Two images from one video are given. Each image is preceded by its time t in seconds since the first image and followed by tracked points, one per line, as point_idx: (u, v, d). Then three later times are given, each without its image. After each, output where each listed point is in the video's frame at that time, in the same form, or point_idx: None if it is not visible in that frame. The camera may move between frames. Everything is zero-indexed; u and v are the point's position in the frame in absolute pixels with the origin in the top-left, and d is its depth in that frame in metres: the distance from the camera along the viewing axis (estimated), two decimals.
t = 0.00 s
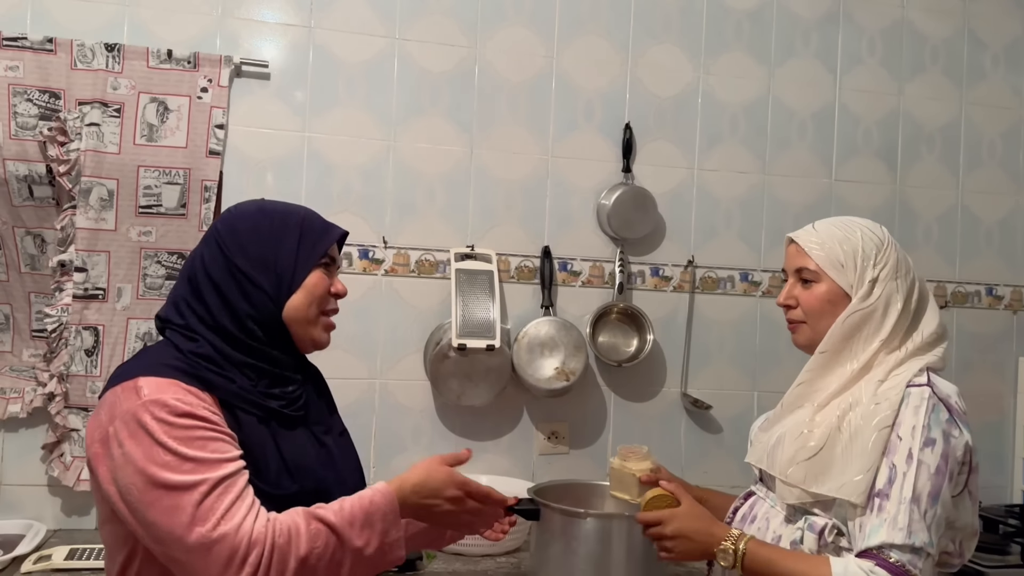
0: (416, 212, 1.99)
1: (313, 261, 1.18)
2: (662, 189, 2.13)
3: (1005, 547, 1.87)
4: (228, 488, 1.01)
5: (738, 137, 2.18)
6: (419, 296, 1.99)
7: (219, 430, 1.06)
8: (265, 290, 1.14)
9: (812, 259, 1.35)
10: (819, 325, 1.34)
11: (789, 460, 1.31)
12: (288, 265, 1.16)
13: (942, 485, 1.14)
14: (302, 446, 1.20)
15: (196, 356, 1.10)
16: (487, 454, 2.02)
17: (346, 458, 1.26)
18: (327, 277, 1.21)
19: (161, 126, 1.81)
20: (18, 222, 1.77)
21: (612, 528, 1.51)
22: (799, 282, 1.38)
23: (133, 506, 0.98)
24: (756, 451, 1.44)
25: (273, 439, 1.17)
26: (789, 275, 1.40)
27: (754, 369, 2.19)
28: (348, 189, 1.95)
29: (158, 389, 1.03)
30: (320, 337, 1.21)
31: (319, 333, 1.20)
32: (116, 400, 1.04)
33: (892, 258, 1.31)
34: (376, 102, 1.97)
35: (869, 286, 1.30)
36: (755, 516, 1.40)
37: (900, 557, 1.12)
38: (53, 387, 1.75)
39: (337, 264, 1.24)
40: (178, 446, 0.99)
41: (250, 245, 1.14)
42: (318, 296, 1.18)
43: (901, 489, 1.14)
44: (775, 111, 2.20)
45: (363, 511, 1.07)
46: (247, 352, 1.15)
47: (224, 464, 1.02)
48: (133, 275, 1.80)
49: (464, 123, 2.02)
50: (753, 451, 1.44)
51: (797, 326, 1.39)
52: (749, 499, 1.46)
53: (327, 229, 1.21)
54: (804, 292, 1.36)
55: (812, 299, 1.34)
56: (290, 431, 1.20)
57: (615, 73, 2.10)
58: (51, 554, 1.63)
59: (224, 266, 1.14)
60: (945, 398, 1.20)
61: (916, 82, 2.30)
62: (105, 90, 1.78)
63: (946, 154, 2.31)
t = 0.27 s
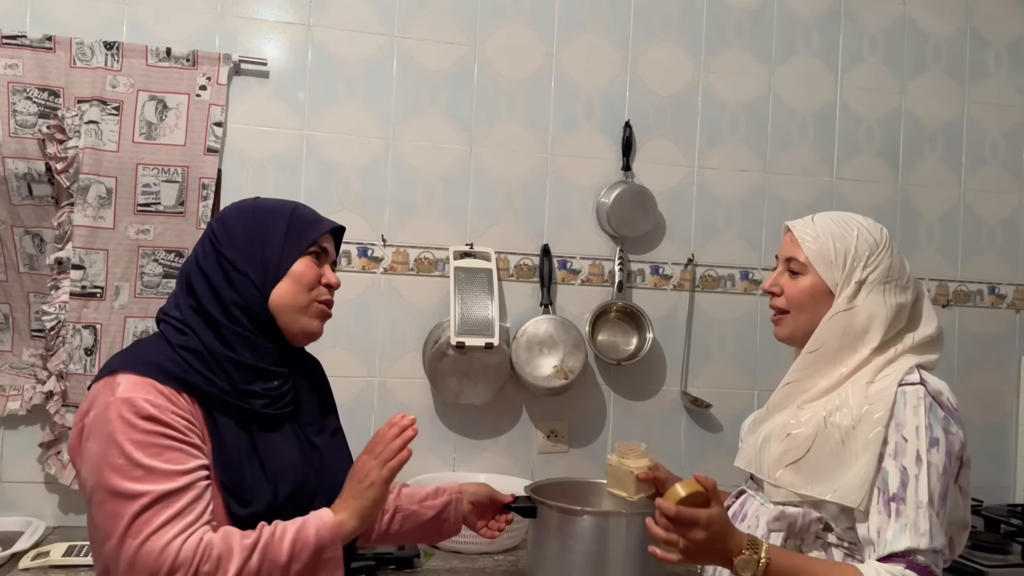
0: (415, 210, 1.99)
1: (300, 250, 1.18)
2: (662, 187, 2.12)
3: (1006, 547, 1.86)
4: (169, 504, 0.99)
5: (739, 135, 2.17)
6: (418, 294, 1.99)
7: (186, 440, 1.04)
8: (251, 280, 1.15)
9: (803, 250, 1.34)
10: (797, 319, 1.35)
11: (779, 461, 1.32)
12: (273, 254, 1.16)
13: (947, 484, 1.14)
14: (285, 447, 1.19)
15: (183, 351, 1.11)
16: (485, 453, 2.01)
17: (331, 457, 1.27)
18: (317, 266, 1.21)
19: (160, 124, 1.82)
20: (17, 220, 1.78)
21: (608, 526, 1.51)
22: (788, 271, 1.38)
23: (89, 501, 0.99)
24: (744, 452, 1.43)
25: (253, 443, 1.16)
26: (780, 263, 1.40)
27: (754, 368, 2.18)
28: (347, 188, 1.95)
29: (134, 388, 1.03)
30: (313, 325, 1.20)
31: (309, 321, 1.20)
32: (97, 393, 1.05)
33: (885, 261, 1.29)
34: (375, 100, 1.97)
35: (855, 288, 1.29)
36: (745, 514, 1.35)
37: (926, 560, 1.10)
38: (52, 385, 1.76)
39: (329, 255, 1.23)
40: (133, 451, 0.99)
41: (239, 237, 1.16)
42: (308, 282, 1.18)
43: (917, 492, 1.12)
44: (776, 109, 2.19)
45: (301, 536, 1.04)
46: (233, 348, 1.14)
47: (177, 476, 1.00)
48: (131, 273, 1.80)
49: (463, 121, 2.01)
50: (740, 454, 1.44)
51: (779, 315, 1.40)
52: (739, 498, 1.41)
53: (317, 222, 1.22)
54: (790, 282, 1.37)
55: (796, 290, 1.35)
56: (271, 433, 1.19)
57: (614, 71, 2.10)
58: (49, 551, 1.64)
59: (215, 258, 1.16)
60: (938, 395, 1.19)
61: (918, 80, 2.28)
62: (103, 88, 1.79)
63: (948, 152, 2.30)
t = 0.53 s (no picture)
0: (414, 210, 2.00)
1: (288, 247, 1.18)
2: (661, 186, 2.13)
3: (1004, 545, 1.86)
4: (140, 509, 1.00)
5: (738, 134, 2.18)
6: (417, 293, 1.99)
7: (165, 443, 1.04)
8: (237, 276, 1.15)
9: (789, 248, 1.35)
10: (779, 314, 1.36)
11: (773, 467, 1.31)
12: (263, 250, 1.17)
13: (951, 482, 1.14)
14: (270, 448, 1.18)
15: (170, 348, 1.11)
16: (484, 451, 2.02)
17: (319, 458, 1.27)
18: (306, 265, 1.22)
19: (160, 124, 1.83)
20: (19, 219, 1.79)
21: (605, 523, 1.52)
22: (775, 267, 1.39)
23: (69, 498, 1.01)
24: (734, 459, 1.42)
25: (235, 445, 1.15)
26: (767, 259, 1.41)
27: (753, 367, 2.19)
28: (346, 187, 1.96)
29: (117, 389, 1.04)
30: (297, 325, 1.20)
31: (296, 321, 1.19)
32: (83, 391, 1.06)
33: (871, 262, 1.28)
34: (374, 99, 1.98)
35: (838, 287, 1.29)
36: (738, 514, 1.40)
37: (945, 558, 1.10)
38: (54, 384, 1.77)
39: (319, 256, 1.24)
40: (111, 453, 0.99)
41: (229, 233, 1.17)
42: (294, 282, 1.18)
43: (930, 494, 1.11)
44: (775, 108, 2.20)
45: (272, 546, 1.05)
46: (220, 343, 1.14)
47: (151, 481, 1.01)
48: (132, 273, 1.81)
49: (462, 120, 2.02)
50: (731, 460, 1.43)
51: (763, 310, 1.41)
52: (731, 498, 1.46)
53: (308, 220, 1.22)
54: (774, 278, 1.37)
55: (779, 286, 1.36)
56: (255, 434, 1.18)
57: (613, 70, 2.10)
58: (50, 547, 1.65)
59: (206, 254, 1.16)
60: (930, 391, 1.20)
61: (917, 79, 2.28)
62: (104, 88, 1.80)
63: (948, 151, 2.30)
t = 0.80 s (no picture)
0: (416, 208, 2.01)
1: (281, 242, 1.18)
2: (661, 185, 2.14)
3: (1003, 542, 1.87)
4: (135, 504, 1.01)
5: (738, 132, 2.19)
6: (418, 291, 2.01)
7: (160, 438, 1.05)
8: (231, 273, 1.15)
9: (778, 247, 1.35)
10: (766, 311, 1.37)
11: (775, 468, 1.29)
12: (256, 246, 1.17)
13: (950, 475, 1.15)
14: (264, 445, 1.19)
15: (165, 344, 1.12)
16: (485, 448, 2.03)
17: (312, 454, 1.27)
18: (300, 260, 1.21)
19: (163, 123, 1.85)
20: (24, 217, 1.81)
21: (605, 519, 1.54)
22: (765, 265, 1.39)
23: (65, 492, 1.02)
24: (729, 459, 1.41)
25: (229, 443, 1.16)
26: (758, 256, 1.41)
27: (753, 364, 2.20)
28: (348, 186, 1.97)
29: (113, 385, 1.05)
30: (291, 321, 1.19)
31: (288, 317, 1.18)
32: (79, 386, 1.07)
33: (859, 262, 1.27)
34: (376, 99, 1.99)
35: (826, 288, 1.29)
36: (738, 511, 1.37)
37: (948, 550, 1.11)
38: (59, 380, 1.80)
39: (315, 250, 1.23)
40: (106, 448, 1.00)
41: (223, 230, 1.17)
42: (286, 277, 1.17)
43: (932, 487, 1.12)
44: (775, 107, 2.21)
45: (264, 539, 1.04)
46: (213, 339, 1.15)
47: (146, 476, 1.02)
48: (136, 270, 1.83)
49: (463, 119, 2.03)
50: (726, 463, 1.41)
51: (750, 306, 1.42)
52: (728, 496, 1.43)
53: (302, 215, 1.22)
54: (764, 276, 1.38)
55: (768, 284, 1.36)
56: (247, 431, 1.18)
57: (613, 69, 2.11)
58: (54, 542, 1.67)
59: (201, 249, 1.17)
60: (928, 384, 1.21)
61: (917, 78, 2.29)
62: (108, 87, 1.82)
63: (948, 150, 2.31)
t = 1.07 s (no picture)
0: (416, 206, 2.01)
1: (241, 238, 1.15)
2: (661, 183, 2.14)
3: (1004, 540, 1.87)
4: (126, 498, 1.00)
5: (739, 131, 2.18)
6: (419, 290, 2.00)
7: (153, 434, 1.05)
8: (204, 280, 1.15)
9: (773, 246, 1.34)
10: (762, 312, 1.35)
11: (782, 468, 1.26)
12: (220, 246, 1.15)
13: (954, 465, 1.16)
14: (257, 445, 1.17)
15: (162, 341, 1.12)
16: (486, 446, 2.03)
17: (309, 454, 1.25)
18: (267, 252, 1.17)
19: (164, 121, 1.85)
20: (25, 215, 1.81)
21: (606, 516, 1.54)
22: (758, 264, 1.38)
23: (59, 484, 1.02)
24: (728, 459, 1.38)
25: (223, 442, 1.14)
26: (751, 255, 1.39)
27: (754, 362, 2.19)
28: (349, 185, 1.97)
29: (109, 379, 1.04)
30: (268, 316, 1.15)
31: (268, 311, 1.15)
32: (76, 380, 1.06)
33: (854, 259, 1.28)
34: (377, 98, 1.99)
35: (825, 285, 1.29)
36: (742, 513, 1.36)
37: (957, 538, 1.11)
38: (60, 378, 1.79)
39: (284, 236, 1.18)
40: (99, 442, 1.00)
41: (194, 236, 1.17)
42: (250, 273, 1.14)
43: (941, 477, 1.12)
44: (776, 105, 2.20)
45: (253, 533, 1.04)
46: (207, 339, 1.15)
47: (138, 471, 1.01)
48: (137, 269, 1.83)
49: (463, 118, 2.03)
50: (725, 464, 1.38)
51: (743, 306, 1.40)
52: (728, 498, 1.41)
53: (266, 203, 1.18)
54: (759, 276, 1.36)
55: (763, 284, 1.34)
56: (240, 432, 1.17)
57: (614, 68, 2.11)
58: (55, 541, 1.67)
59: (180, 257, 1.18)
60: (927, 376, 1.22)
61: (918, 76, 2.29)
62: (108, 86, 1.82)
63: (949, 148, 2.31)
